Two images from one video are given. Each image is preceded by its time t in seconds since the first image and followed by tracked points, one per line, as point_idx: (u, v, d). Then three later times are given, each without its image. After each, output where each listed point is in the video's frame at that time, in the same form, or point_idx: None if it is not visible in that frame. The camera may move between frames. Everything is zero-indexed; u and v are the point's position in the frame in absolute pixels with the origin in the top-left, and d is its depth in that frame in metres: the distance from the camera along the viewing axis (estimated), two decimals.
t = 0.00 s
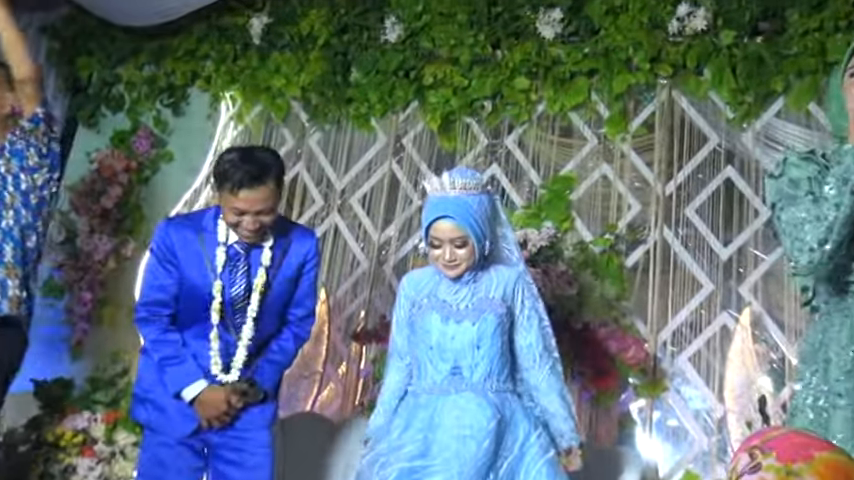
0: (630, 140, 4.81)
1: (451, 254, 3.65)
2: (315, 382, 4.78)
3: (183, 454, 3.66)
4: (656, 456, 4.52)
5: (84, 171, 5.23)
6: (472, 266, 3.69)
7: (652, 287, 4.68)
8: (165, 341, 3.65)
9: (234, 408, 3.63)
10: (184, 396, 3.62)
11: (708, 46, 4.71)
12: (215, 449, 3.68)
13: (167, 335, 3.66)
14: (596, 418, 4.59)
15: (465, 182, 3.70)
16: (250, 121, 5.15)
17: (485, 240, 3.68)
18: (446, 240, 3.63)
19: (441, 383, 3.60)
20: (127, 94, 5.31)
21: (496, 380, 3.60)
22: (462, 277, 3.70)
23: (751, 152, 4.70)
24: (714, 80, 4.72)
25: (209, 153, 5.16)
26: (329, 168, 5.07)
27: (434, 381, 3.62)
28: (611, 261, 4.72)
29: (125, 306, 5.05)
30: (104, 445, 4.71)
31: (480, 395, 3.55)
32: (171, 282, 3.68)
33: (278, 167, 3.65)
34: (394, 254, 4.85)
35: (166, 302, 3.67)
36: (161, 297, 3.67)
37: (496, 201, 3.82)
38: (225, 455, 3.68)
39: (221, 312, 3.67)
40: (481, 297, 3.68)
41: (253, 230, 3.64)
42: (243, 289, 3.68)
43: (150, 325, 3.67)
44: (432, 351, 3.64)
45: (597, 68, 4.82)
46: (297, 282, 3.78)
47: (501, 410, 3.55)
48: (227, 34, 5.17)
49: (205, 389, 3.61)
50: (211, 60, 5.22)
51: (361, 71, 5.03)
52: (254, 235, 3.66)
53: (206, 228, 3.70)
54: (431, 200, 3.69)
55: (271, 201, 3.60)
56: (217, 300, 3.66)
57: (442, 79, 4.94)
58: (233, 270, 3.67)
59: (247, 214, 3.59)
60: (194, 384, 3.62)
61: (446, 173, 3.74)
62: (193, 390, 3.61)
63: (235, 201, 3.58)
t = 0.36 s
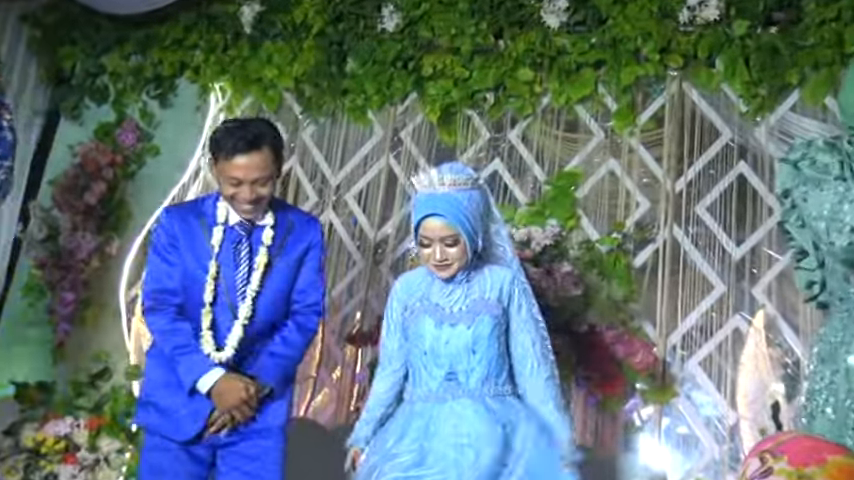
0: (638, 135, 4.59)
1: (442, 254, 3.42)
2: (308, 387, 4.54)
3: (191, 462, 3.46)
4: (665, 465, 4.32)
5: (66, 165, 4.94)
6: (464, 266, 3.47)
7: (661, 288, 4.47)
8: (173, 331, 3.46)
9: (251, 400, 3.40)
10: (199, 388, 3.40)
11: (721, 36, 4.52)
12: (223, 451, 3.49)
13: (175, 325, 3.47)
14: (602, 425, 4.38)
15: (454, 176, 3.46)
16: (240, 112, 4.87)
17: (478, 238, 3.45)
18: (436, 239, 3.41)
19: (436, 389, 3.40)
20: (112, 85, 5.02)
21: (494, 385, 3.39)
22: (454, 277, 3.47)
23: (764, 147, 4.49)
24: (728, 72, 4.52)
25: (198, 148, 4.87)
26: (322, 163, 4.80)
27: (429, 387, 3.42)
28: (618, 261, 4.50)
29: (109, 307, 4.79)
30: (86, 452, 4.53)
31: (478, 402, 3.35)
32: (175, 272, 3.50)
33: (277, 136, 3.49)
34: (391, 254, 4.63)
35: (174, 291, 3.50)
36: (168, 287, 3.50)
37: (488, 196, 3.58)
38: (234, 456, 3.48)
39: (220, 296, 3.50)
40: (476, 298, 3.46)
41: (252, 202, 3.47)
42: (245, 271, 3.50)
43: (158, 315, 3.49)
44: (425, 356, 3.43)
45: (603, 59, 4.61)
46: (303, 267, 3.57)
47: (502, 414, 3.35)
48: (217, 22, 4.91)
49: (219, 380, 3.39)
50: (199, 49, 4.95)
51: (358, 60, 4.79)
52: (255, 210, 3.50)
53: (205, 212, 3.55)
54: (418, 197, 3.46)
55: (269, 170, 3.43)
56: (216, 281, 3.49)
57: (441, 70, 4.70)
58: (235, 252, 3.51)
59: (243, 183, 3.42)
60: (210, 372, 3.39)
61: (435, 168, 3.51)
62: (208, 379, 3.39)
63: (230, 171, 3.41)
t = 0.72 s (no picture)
0: (650, 129, 4.40)
1: (439, 249, 3.04)
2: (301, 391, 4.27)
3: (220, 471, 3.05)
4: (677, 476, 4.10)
5: (51, 159, 4.75)
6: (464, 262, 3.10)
7: (673, 291, 4.27)
8: (195, 330, 3.06)
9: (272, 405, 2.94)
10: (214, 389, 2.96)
11: (737, 26, 4.30)
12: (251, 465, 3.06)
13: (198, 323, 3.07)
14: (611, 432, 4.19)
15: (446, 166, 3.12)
16: (234, 104, 4.63)
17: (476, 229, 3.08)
18: (431, 232, 3.02)
19: (450, 390, 3.00)
20: (100, 76, 4.78)
21: (510, 383, 3.02)
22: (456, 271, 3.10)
23: (782, 141, 4.28)
24: (744, 61, 4.28)
25: (189, 138, 4.67)
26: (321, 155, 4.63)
27: (442, 388, 3.02)
28: (628, 260, 4.30)
29: (95, 305, 4.61)
30: (72, 458, 4.31)
31: (497, 401, 2.96)
32: (197, 267, 3.15)
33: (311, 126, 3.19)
34: (391, 253, 4.40)
35: (199, 287, 3.14)
36: (191, 283, 3.14)
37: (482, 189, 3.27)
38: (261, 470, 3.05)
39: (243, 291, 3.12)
40: (483, 290, 3.11)
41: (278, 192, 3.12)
42: (272, 267, 3.13)
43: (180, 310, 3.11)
44: (434, 356, 3.05)
45: (614, 48, 4.36)
46: (336, 260, 3.17)
47: (524, 412, 2.95)
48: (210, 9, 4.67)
49: (238, 380, 2.95)
50: (191, 38, 4.70)
51: (356, 50, 4.54)
52: (284, 201, 3.16)
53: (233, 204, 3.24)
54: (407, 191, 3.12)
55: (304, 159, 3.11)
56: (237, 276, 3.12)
57: (444, 61, 4.45)
58: (262, 244, 3.14)
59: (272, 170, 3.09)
60: (224, 375, 2.97)
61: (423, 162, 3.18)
62: (225, 379, 2.96)
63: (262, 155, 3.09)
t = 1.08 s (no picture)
0: (659, 124, 4.19)
1: (444, 242, 3.02)
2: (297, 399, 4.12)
3: (227, 478, 3.11)
4: None
5: (32, 155, 4.55)
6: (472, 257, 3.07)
7: (683, 293, 4.07)
8: (210, 330, 3.15)
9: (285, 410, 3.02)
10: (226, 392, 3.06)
11: (751, 17, 4.10)
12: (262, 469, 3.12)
13: (211, 324, 3.16)
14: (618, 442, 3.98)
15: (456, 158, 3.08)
16: (224, 98, 4.42)
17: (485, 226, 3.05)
18: (437, 225, 3.01)
19: (443, 390, 2.99)
20: (83, 68, 4.57)
21: (508, 386, 2.99)
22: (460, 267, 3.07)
23: (798, 137, 4.09)
24: (758, 53, 4.09)
25: (176, 133, 4.45)
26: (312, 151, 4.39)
27: (435, 388, 3.01)
28: (636, 261, 4.09)
29: (78, 309, 4.39)
30: (54, 469, 4.16)
31: (490, 406, 2.93)
32: (213, 268, 3.21)
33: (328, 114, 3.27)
34: (388, 255, 4.20)
35: (214, 289, 3.20)
36: (207, 284, 3.20)
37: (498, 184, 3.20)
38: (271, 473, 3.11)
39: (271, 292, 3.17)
40: (486, 290, 3.06)
41: (296, 179, 3.19)
42: (289, 269, 3.19)
43: (195, 312, 3.19)
44: (430, 354, 3.03)
45: (622, 39, 4.16)
46: (357, 260, 3.21)
47: (519, 417, 2.93)
48: None
49: (248, 382, 3.05)
50: (179, 28, 4.50)
51: (352, 41, 4.33)
52: (301, 194, 3.21)
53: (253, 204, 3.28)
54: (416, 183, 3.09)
55: (318, 146, 3.19)
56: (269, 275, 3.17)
57: (445, 52, 4.26)
58: (279, 242, 3.20)
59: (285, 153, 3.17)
60: (236, 376, 3.06)
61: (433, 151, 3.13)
62: (235, 382, 3.05)
63: (275, 137, 3.18)
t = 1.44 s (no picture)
0: (667, 120, 4.00)
1: (457, 225, 2.95)
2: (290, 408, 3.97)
3: None
4: None
5: (12, 156, 4.34)
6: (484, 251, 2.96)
7: (693, 296, 3.88)
8: (189, 333, 3.07)
9: (252, 412, 2.91)
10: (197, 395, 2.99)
11: (762, 8, 3.94)
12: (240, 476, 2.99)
13: (192, 325, 3.08)
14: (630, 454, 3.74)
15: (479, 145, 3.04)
16: (211, 95, 4.25)
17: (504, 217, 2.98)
18: (452, 208, 2.95)
19: (446, 397, 2.85)
20: (65, 64, 4.39)
21: (517, 394, 2.84)
22: (471, 261, 2.97)
23: (813, 134, 3.91)
24: (770, 46, 3.94)
25: (162, 132, 4.28)
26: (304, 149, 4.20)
27: (438, 395, 2.87)
28: (644, 263, 3.91)
29: (60, 316, 4.20)
30: None
31: (493, 414, 2.79)
32: (198, 270, 3.14)
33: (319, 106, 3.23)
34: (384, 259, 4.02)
35: (200, 293, 3.12)
36: (192, 287, 3.12)
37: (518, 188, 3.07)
38: None
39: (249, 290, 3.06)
40: (496, 293, 2.92)
41: (280, 161, 3.13)
42: (269, 267, 3.08)
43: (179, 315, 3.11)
44: (433, 359, 2.89)
45: (628, 32, 4.00)
46: (345, 258, 3.06)
47: (525, 429, 2.78)
48: None
49: (216, 385, 2.97)
50: (165, 22, 4.33)
51: (345, 35, 4.15)
52: (288, 180, 3.14)
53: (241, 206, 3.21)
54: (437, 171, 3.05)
55: (303, 130, 3.15)
56: (247, 273, 3.07)
57: (443, 46, 4.09)
58: (263, 240, 3.12)
59: (267, 135, 3.14)
60: (206, 378, 2.99)
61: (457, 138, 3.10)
62: (205, 382, 2.99)
63: (260, 121, 3.15)
